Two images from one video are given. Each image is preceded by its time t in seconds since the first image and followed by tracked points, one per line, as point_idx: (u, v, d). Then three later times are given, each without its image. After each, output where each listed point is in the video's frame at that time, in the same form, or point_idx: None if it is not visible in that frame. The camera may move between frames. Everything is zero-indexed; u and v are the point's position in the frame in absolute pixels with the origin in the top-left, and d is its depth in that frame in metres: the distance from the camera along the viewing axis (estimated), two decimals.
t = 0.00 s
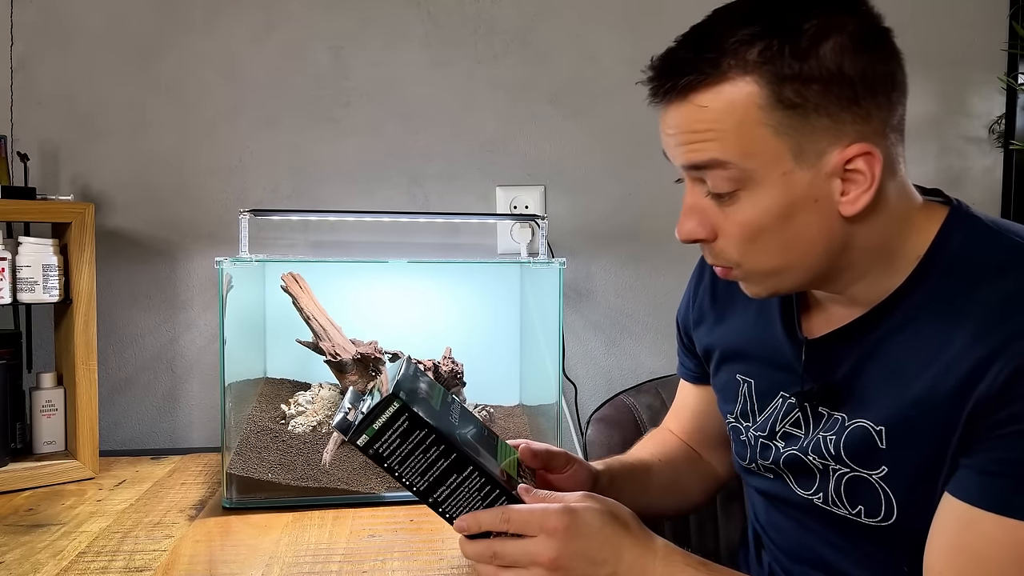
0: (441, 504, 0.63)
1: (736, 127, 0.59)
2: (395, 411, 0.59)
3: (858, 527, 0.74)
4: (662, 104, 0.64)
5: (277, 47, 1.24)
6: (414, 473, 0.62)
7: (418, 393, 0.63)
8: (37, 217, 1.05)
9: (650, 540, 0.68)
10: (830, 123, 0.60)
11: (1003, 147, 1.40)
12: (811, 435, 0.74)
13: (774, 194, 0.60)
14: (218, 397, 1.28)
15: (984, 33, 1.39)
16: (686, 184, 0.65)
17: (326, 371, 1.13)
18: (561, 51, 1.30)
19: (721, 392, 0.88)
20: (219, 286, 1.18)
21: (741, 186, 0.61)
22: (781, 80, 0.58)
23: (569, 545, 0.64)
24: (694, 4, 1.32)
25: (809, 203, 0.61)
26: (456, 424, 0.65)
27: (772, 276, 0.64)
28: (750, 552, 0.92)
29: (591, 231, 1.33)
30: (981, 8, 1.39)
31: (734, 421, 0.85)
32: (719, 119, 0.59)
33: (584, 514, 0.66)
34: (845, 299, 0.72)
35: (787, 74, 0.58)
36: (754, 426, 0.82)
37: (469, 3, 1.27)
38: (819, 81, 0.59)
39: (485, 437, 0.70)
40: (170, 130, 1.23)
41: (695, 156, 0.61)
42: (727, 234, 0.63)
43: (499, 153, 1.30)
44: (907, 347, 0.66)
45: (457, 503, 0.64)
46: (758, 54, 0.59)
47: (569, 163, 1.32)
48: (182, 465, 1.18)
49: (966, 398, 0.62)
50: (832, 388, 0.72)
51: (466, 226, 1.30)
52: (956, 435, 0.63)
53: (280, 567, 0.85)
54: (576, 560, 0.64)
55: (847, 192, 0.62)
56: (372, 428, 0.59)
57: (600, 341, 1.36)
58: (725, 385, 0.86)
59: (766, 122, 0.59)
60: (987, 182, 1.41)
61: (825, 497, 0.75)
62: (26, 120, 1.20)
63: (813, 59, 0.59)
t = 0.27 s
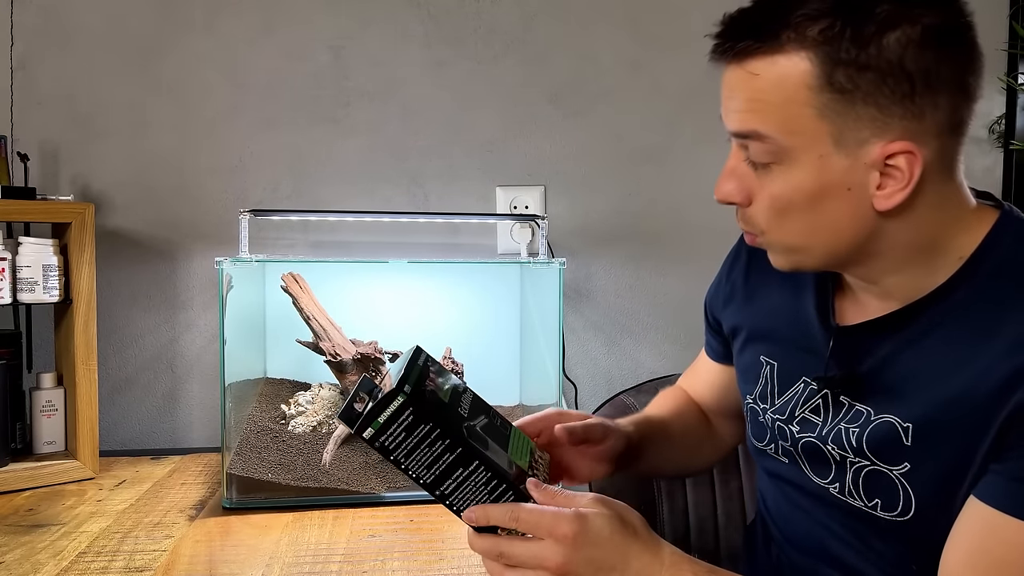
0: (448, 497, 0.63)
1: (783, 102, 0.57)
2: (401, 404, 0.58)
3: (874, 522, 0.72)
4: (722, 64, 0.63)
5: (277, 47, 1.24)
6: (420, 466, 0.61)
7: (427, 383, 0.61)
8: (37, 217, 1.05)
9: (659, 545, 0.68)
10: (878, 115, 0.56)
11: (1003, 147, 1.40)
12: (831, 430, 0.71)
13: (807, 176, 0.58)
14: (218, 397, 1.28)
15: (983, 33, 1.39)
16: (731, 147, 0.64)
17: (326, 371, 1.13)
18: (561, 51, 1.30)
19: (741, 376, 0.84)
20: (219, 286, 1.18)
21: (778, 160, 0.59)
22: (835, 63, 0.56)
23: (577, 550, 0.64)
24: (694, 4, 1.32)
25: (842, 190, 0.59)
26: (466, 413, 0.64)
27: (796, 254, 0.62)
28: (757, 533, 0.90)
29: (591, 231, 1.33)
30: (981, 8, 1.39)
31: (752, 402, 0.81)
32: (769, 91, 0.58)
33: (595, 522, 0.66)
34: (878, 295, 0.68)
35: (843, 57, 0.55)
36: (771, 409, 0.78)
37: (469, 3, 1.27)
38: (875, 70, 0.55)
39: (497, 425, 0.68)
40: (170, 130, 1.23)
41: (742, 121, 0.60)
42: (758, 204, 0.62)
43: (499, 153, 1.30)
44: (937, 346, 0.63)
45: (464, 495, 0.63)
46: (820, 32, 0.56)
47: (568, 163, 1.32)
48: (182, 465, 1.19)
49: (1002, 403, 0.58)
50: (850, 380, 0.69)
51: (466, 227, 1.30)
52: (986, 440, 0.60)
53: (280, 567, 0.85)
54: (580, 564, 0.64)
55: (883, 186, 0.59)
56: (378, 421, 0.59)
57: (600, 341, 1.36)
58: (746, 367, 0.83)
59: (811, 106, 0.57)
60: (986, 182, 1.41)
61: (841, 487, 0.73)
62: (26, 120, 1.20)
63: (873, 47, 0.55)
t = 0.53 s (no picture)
0: (451, 496, 0.64)
1: (824, 77, 0.54)
2: (402, 404, 0.61)
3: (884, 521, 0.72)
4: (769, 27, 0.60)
5: (277, 47, 1.24)
6: (422, 466, 0.63)
7: (428, 383, 0.64)
8: (37, 217, 1.05)
9: (663, 549, 0.67)
10: (920, 103, 0.53)
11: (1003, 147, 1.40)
12: (857, 415, 0.72)
13: (837, 157, 0.55)
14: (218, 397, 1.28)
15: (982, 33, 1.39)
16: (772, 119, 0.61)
17: (326, 371, 1.13)
18: (561, 51, 1.30)
19: (772, 343, 0.85)
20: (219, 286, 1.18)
21: (811, 136, 0.56)
22: (882, 43, 0.52)
23: (579, 553, 0.63)
24: (694, 4, 1.32)
25: (872, 175, 0.55)
26: (466, 414, 0.66)
27: (821, 237, 0.60)
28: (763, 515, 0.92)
29: (591, 231, 1.33)
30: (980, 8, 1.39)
31: (779, 372, 0.83)
32: (810, 63, 0.54)
33: (597, 523, 0.65)
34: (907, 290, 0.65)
35: (891, 38, 0.52)
36: (797, 382, 0.80)
37: (469, 3, 1.27)
38: (924, 55, 0.51)
39: (497, 426, 0.70)
40: (170, 130, 1.23)
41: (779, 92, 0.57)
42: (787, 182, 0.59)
43: (498, 154, 1.30)
44: (964, 360, 0.61)
45: (466, 495, 0.64)
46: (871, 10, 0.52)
47: (568, 163, 1.32)
48: (182, 465, 1.19)
49: None
50: (878, 361, 0.69)
51: (466, 227, 1.30)
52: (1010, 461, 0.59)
53: (280, 567, 0.85)
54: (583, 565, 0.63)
55: (915, 178, 0.55)
56: (380, 422, 0.61)
57: (601, 341, 1.36)
58: (777, 338, 0.84)
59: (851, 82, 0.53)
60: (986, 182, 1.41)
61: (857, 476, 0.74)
62: (26, 120, 1.20)
63: (926, 30, 0.51)
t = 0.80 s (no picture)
0: (453, 497, 0.64)
1: (861, 66, 0.56)
2: (405, 404, 0.61)
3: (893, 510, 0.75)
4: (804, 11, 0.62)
5: (277, 47, 1.24)
6: (424, 466, 0.63)
7: (430, 383, 0.65)
8: (37, 217, 1.05)
9: (666, 549, 0.67)
10: (960, 95, 0.55)
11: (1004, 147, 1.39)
12: (873, 406, 0.74)
13: (871, 150, 0.58)
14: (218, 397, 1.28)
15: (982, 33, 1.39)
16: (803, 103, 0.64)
17: (326, 371, 1.13)
18: (561, 51, 1.30)
19: (785, 322, 0.87)
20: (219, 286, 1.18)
21: (844, 128, 0.59)
22: (925, 32, 0.54)
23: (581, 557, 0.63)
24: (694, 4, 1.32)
25: (907, 169, 0.58)
26: (467, 414, 0.67)
27: (849, 228, 0.64)
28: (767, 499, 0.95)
29: (591, 231, 1.33)
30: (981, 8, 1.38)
31: (796, 351, 0.85)
32: (852, 50, 0.57)
33: (600, 525, 0.65)
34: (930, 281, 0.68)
35: (936, 27, 0.54)
36: (813, 364, 0.82)
37: (469, 3, 1.27)
38: (968, 46, 0.54)
39: (500, 426, 0.71)
40: (170, 130, 1.23)
41: (815, 79, 0.59)
42: (818, 167, 0.63)
43: (498, 154, 1.30)
44: (978, 364, 0.64)
45: (468, 495, 0.65)
46: None
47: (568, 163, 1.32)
48: (182, 465, 1.19)
49: None
50: (896, 355, 0.71)
51: (466, 227, 1.30)
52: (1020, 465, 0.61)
53: (280, 567, 0.85)
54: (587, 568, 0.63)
55: (951, 171, 0.58)
56: (382, 421, 0.61)
57: (600, 341, 1.36)
58: (793, 317, 0.86)
59: (892, 71, 0.56)
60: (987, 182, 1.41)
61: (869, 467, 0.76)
62: (26, 121, 1.20)
63: (972, 20, 0.53)
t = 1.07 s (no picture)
0: (451, 504, 0.64)
1: (847, 63, 0.55)
2: (397, 417, 0.60)
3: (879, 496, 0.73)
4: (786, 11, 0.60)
5: (277, 47, 1.24)
6: (420, 475, 0.62)
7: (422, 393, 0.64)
8: (37, 217, 1.05)
9: (666, 547, 0.68)
10: (943, 91, 0.54)
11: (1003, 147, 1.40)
12: (851, 395, 0.71)
13: (854, 143, 0.56)
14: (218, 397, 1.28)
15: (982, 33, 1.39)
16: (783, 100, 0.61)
17: (326, 371, 1.13)
18: (561, 51, 1.30)
19: (759, 316, 0.83)
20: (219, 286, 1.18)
21: (829, 121, 0.57)
22: (909, 31, 0.53)
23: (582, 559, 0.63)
24: (694, 4, 1.32)
25: (889, 162, 0.57)
26: (462, 421, 0.66)
27: (831, 220, 0.61)
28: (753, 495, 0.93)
29: (591, 231, 1.33)
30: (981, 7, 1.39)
31: (774, 343, 0.80)
32: (835, 49, 0.55)
33: (600, 525, 0.65)
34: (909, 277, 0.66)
35: (919, 27, 0.53)
36: (793, 355, 0.78)
37: (469, 3, 1.27)
38: (951, 44, 0.52)
39: (495, 431, 0.70)
40: (170, 129, 1.23)
41: (799, 76, 0.57)
42: (801, 163, 0.60)
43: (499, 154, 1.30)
44: (961, 344, 0.61)
45: (467, 502, 0.64)
46: None
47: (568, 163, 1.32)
48: (182, 465, 1.19)
49: None
50: (875, 348, 0.68)
51: (466, 227, 1.30)
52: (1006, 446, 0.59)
53: (280, 567, 0.85)
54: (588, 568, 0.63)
55: (933, 165, 0.56)
56: (375, 434, 0.60)
57: (601, 341, 1.36)
58: (767, 312, 0.82)
59: (877, 71, 0.54)
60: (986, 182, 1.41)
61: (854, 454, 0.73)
62: (26, 121, 1.20)
63: (955, 18, 0.52)
